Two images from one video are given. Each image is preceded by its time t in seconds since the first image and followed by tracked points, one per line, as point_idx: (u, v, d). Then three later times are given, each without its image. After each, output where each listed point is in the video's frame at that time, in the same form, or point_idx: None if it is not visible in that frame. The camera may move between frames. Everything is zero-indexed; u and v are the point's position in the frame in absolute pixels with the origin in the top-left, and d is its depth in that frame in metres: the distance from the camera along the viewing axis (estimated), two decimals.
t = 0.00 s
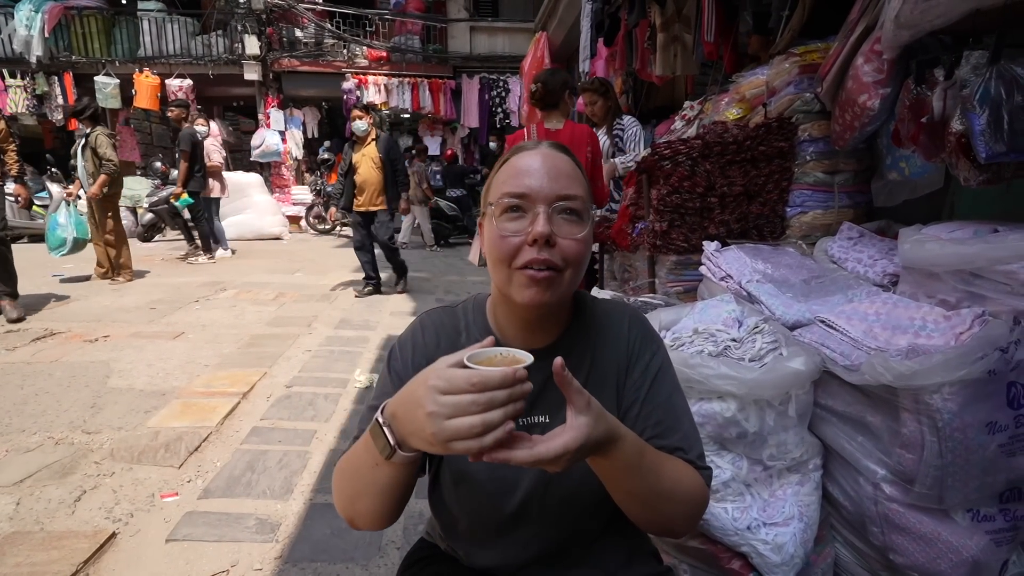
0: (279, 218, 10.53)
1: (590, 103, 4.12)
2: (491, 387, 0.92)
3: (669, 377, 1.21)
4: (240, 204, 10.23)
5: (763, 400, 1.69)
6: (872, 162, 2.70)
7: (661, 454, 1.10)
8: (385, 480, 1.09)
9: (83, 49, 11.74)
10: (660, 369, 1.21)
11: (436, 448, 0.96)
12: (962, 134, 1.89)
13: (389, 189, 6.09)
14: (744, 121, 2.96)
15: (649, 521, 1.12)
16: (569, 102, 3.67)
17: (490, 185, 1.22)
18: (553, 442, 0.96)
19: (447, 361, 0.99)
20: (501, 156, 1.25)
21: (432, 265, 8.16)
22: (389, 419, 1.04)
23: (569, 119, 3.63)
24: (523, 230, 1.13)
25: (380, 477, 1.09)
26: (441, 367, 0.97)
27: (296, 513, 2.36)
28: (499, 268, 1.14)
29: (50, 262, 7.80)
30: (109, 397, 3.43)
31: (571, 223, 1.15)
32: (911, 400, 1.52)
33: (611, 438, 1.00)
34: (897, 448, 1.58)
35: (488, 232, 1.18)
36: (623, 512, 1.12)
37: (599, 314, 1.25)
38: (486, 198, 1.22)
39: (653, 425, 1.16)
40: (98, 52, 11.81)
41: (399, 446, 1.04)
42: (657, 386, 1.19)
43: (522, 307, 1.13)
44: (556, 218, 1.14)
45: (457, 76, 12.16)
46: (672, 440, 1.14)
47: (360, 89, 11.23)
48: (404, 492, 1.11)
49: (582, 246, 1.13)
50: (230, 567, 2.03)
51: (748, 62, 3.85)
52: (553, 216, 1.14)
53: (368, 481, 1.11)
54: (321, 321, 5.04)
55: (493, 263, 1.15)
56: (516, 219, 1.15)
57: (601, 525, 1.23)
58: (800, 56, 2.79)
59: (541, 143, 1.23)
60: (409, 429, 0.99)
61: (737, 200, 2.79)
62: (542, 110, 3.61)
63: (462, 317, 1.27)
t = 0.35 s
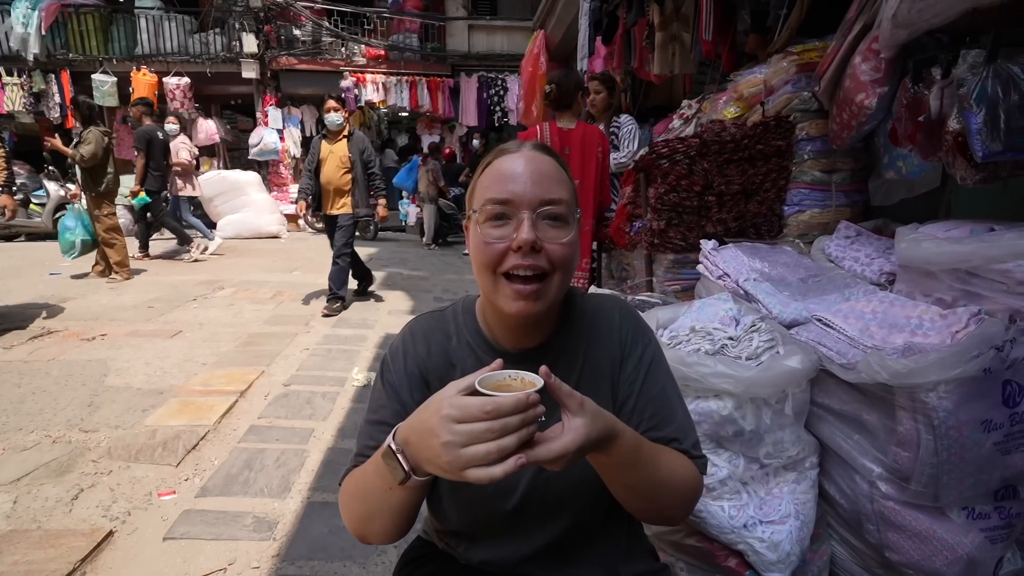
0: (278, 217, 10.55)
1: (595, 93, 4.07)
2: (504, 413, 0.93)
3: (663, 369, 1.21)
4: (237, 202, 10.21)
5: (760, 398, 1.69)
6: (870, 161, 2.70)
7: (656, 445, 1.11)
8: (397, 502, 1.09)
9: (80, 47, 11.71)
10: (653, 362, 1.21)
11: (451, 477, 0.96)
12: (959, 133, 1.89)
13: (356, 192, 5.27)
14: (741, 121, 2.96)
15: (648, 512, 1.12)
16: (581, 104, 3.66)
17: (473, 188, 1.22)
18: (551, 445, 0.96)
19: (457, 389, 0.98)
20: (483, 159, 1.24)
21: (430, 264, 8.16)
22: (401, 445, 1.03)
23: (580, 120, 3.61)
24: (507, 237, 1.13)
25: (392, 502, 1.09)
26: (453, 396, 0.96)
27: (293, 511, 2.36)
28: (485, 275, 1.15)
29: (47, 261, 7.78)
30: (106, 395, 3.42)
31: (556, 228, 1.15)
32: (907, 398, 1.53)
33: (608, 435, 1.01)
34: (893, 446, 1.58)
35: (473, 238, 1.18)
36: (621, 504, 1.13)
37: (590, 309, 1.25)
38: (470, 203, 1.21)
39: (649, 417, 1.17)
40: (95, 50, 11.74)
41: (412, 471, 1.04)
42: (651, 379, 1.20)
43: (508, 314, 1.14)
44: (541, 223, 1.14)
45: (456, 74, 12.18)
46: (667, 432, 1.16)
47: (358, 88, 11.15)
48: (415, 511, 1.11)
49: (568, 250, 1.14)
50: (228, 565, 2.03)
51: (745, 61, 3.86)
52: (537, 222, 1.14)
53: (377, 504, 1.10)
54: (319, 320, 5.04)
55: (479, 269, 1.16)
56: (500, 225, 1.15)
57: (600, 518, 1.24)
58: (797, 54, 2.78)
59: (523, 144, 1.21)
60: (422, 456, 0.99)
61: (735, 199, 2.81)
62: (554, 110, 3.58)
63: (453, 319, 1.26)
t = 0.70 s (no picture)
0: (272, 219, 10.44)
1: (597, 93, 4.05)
2: (496, 413, 0.93)
3: (652, 368, 1.22)
4: (232, 204, 10.18)
5: (755, 400, 1.69)
6: (865, 163, 2.72)
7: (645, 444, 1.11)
8: (390, 506, 1.08)
9: (75, 47, 11.71)
10: (642, 361, 1.21)
11: (445, 477, 0.95)
12: (952, 134, 1.90)
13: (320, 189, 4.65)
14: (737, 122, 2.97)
15: (638, 512, 1.12)
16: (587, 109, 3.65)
17: (463, 190, 1.21)
18: (540, 445, 0.96)
19: (449, 389, 0.98)
20: (474, 161, 1.23)
21: (426, 265, 8.15)
22: (394, 447, 1.03)
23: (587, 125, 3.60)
24: (499, 240, 1.13)
25: (385, 506, 1.09)
26: (447, 395, 0.96)
27: (288, 513, 2.35)
28: (476, 278, 1.14)
29: (42, 262, 7.74)
30: (101, 397, 3.40)
31: (547, 231, 1.15)
32: (901, 400, 1.53)
33: (597, 435, 1.00)
34: (887, 447, 1.59)
35: (463, 240, 1.17)
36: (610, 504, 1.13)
37: (580, 309, 1.25)
38: (460, 205, 1.21)
39: (637, 417, 1.18)
40: (91, 50, 11.78)
41: (405, 472, 1.03)
42: (640, 379, 1.20)
43: (500, 317, 1.14)
44: (532, 226, 1.14)
45: (452, 75, 12.18)
46: (656, 432, 1.17)
47: (355, 89, 11.14)
48: (409, 514, 1.11)
49: (560, 253, 1.14)
50: (222, 567, 2.02)
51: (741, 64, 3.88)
52: (529, 226, 1.14)
53: (371, 509, 1.10)
54: (314, 321, 5.03)
55: (469, 272, 1.15)
56: (491, 228, 1.15)
57: (593, 519, 1.24)
58: (792, 56, 2.78)
59: (514, 147, 1.21)
60: (415, 457, 0.99)
61: (731, 200, 2.80)
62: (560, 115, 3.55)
63: (444, 322, 1.26)
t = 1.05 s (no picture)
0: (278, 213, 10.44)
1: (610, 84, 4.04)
2: (497, 400, 0.92)
3: (655, 356, 1.21)
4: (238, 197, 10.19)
5: (763, 392, 1.68)
6: (874, 154, 2.69)
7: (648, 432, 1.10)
8: (393, 495, 1.08)
9: (81, 43, 11.75)
10: (645, 349, 1.20)
11: (447, 465, 0.95)
12: (966, 124, 1.87)
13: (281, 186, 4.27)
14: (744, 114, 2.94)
15: (641, 500, 1.12)
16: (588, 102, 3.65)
17: (462, 184, 1.20)
18: (542, 432, 0.95)
19: (453, 377, 0.98)
20: (473, 153, 1.21)
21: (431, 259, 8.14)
22: (397, 434, 1.02)
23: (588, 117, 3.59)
24: (497, 238, 1.12)
25: (388, 494, 1.08)
26: (450, 383, 0.96)
27: (296, 505, 2.35)
28: (475, 275, 1.14)
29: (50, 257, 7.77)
30: (109, 389, 3.42)
31: (546, 228, 1.13)
32: (912, 392, 1.52)
33: (598, 422, 1.00)
34: (897, 440, 1.57)
35: (463, 236, 1.17)
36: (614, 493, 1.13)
37: (581, 298, 1.25)
38: (460, 200, 1.20)
39: (641, 405, 1.17)
40: (96, 45, 11.81)
41: (407, 460, 1.03)
42: (643, 367, 1.19)
43: (499, 314, 1.14)
44: (531, 222, 1.13)
45: (456, 69, 12.14)
46: (659, 420, 1.15)
47: (359, 83, 11.14)
48: (412, 503, 1.11)
49: (559, 250, 1.12)
50: (231, 558, 2.03)
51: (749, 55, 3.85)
52: (527, 222, 1.12)
53: (374, 498, 1.10)
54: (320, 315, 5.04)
55: (468, 269, 1.15)
56: (490, 224, 1.14)
57: (598, 508, 1.23)
58: (802, 46, 2.77)
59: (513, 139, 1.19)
60: (418, 444, 0.98)
61: (737, 192, 2.78)
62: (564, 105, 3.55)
63: (447, 314, 1.26)
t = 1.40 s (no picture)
0: (277, 210, 10.42)
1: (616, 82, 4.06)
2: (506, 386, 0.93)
3: (654, 352, 1.20)
4: (235, 196, 10.17)
5: (759, 389, 1.69)
6: (870, 151, 2.70)
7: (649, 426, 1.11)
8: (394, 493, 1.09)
9: (78, 40, 11.74)
10: (644, 345, 1.20)
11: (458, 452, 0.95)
12: (960, 122, 1.88)
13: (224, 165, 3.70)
14: (741, 111, 2.94)
15: (643, 494, 1.12)
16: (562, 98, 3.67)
17: (458, 180, 1.21)
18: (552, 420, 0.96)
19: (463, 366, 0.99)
20: (467, 151, 1.22)
21: (430, 256, 8.15)
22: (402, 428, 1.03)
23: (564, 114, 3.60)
24: (496, 228, 1.13)
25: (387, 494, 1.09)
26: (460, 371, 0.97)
27: (293, 503, 2.36)
28: (476, 267, 1.14)
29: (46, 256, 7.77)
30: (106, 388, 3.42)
31: (544, 217, 1.15)
32: (907, 389, 1.53)
33: (606, 412, 1.00)
34: (893, 436, 1.58)
35: (461, 230, 1.17)
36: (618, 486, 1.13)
37: (580, 295, 1.25)
38: (456, 197, 1.20)
39: (641, 401, 1.17)
40: (92, 42, 11.77)
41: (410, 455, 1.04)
42: (642, 363, 1.19)
43: (501, 306, 1.14)
44: (529, 213, 1.14)
45: (454, 67, 12.14)
46: (659, 416, 1.15)
47: (357, 80, 11.14)
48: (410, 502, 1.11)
49: (558, 238, 1.14)
50: (228, 557, 2.04)
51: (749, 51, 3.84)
52: (526, 213, 1.13)
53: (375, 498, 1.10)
54: (318, 313, 5.04)
55: (468, 263, 1.16)
56: (487, 217, 1.14)
57: (596, 505, 1.23)
58: (798, 45, 2.77)
59: (505, 134, 1.20)
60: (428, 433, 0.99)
61: (734, 190, 2.79)
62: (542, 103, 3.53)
63: (442, 314, 1.26)
